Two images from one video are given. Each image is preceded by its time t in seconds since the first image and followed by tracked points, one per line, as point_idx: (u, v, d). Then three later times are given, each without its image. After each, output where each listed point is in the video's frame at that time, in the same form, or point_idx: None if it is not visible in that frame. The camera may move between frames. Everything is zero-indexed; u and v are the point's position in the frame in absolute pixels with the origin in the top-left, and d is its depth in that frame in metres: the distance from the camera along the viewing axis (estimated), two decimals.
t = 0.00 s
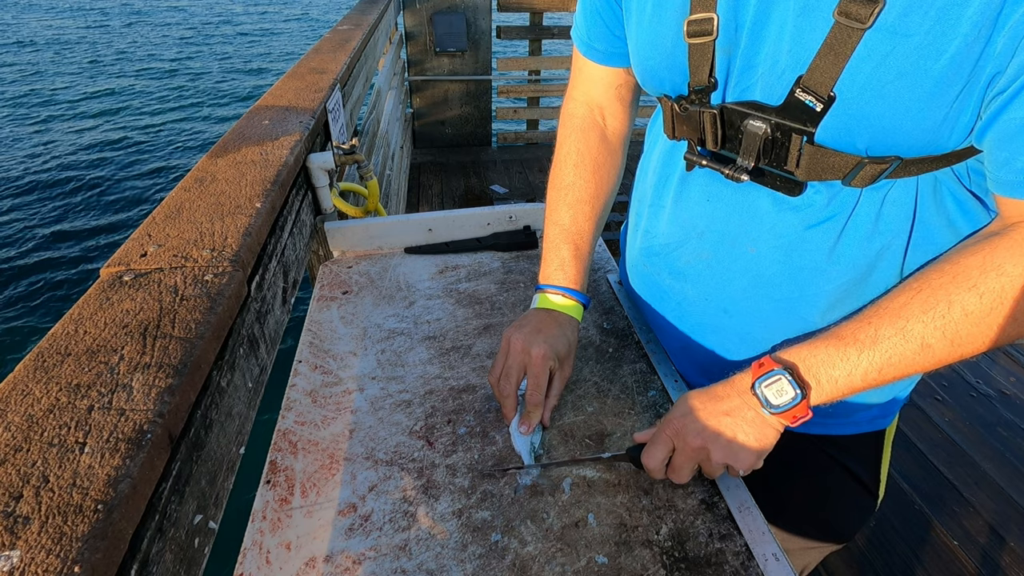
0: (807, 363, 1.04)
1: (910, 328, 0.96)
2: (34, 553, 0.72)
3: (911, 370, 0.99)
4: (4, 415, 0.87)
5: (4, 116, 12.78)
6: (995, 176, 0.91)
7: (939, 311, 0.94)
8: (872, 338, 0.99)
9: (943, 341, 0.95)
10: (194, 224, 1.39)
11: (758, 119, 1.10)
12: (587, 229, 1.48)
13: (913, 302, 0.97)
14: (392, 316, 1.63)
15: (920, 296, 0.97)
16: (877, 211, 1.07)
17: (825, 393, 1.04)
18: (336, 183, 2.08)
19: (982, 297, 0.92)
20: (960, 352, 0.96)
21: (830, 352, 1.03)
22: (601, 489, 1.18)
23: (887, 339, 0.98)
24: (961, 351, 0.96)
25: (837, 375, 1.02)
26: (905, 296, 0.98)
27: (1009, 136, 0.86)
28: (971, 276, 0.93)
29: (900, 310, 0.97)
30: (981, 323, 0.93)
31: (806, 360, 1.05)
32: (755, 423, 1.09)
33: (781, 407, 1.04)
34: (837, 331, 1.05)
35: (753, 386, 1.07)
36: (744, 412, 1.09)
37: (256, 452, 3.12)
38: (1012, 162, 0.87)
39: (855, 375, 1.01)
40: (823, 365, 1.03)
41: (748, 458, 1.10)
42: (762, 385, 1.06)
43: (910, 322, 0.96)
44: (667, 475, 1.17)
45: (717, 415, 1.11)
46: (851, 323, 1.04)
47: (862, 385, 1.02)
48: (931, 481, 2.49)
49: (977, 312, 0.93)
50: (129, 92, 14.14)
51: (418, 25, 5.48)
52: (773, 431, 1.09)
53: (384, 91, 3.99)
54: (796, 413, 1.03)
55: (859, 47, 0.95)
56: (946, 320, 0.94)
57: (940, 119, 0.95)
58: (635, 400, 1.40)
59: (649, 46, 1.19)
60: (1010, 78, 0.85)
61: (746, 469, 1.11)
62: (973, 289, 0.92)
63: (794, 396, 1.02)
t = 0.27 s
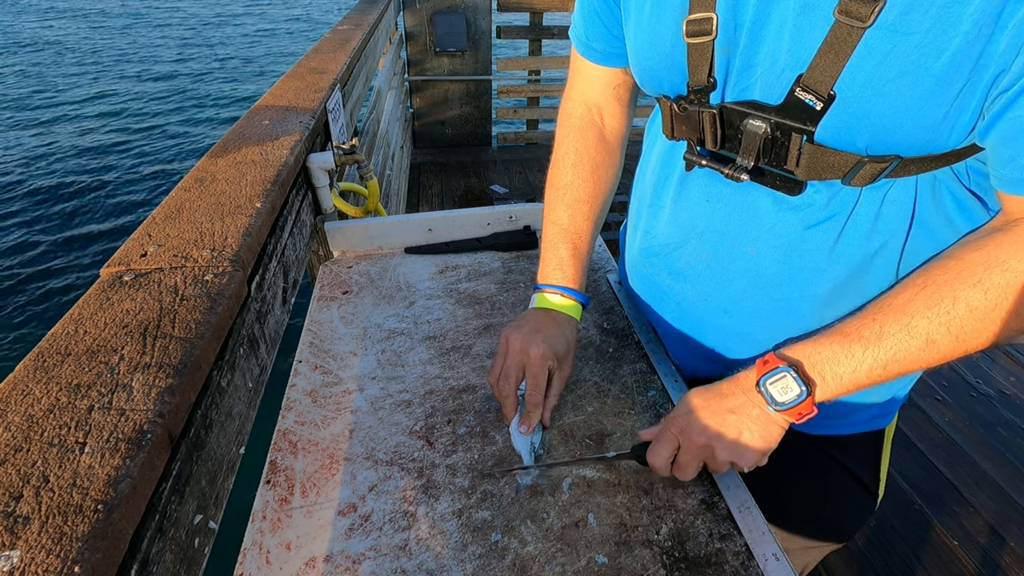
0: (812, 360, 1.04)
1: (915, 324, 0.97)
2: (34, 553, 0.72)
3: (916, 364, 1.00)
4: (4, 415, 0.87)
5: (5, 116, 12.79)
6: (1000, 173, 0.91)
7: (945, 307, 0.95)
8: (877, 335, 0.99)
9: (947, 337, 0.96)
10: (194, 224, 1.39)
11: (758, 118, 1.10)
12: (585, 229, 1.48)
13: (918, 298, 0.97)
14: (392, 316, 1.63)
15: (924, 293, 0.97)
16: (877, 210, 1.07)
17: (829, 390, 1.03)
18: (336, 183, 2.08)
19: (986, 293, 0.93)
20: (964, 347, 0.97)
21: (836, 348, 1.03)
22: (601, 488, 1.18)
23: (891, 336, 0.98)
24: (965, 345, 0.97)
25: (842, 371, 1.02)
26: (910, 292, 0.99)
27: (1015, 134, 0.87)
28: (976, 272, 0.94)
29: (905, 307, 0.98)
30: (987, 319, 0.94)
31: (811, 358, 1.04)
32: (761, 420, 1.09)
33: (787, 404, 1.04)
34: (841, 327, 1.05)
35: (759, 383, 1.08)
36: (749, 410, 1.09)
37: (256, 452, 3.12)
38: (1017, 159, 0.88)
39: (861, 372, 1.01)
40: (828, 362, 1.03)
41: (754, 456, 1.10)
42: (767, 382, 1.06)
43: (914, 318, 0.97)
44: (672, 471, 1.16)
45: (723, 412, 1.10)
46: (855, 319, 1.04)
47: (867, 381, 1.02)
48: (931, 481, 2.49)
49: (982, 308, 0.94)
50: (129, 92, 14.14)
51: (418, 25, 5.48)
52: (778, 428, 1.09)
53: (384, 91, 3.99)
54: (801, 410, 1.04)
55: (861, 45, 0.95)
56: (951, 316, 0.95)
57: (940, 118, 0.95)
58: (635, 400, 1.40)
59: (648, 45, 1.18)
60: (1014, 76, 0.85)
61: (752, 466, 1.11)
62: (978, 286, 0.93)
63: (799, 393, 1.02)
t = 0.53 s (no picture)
0: (811, 358, 1.05)
1: (913, 322, 0.97)
2: (34, 553, 0.72)
3: (915, 362, 1.00)
4: (4, 415, 0.87)
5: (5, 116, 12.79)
6: (997, 172, 0.92)
7: (943, 305, 0.95)
8: (875, 332, 1.00)
9: (946, 335, 0.97)
10: (194, 224, 1.39)
11: (758, 117, 1.10)
12: (584, 229, 1.48)
13: (916, 296, 0.97)
14: (393, 316, 1.63)
15: (922, 290, 0.97)
16: (876, 209, 1.08)
17: (829, 386, 1.05)
18: (336, 183, 2.08)
19: (984, 291, 0.93)
20: (963, 344, 0.98)
21: (834, 347, 1.03)
22: (601, 488, 1.18)
23: (890, 333, 0.99)
24: (963, 343, 0.97)
25: (841, 369, 1.03)
26: (908, 289, 0.99)
27: (1013, 133, 0.87)
28: (974, 270, 0.94)
29: (903, 304, 0.98)
30: (987, 316, 0.94)
31: (810, 355, 1.05)
32: (760, 417, 1.09)
33: (786, 402, 1.05)
34: (840, 325, 1.06)
35: (758, 381, 1.08)
36: (749, 407, 1.10)
37: (256, 452, 3.12)
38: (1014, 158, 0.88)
39: (861, 369, 1.02)
40: (826, 360, 1.04)
41: (753, 453, 1.11)
42: (766, 380, 1.06)
43: (912, 316, 0.97)
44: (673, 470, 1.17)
45: (722, 410, 1.11)
46: (854, 316, 1.04)
47: (868, 377, 1.03)
48: (931, 481, 2.49)
49: (980, 306, 0.94)
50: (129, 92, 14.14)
51: (418, 25, 5.48)
52: (776, 425, 1.10)
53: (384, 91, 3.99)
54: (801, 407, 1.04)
55: (860, 45, 0.95)
56: (948, 314, 0.95)
57: (940, 117, 0.95)
58: (635, 400, 1.40)
59: (647, 45, 1.18)
60: (1012, 75, 0.85)
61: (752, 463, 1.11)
62: (976, 284, 0.94)
63: (798, 390, 1.03)
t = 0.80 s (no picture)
0: (804, 356, 1.05)
1: (906, 321, 0.97)
2: (34, 553, 0.72)
3: (908, 362, 1.00)
4: (4, 415, 0.87)
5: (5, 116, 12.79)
6: (993, 171, 0.91)
7: (937, 305, 0.95)
8: (868, 331, 0.99)
9: (939, 334, 0.96)
10: (194, 225, 1.39)
11: (757, 115, 1.10)
12: (584, 229, 1.48)
13: (910, 295, 0.97)
14: (392, 316, 1.63)
15: (917, 289, 0.97)
16: (875, 207, 1.08)
17: (820, 385, 1.04)
18: (336, 183, 2.08)
19: (977, 290, 0.93)
20: (955, 345, 0.97)
21: (826, 345, 1.03)
22: (601, 488, 1.18)
23: (882, 332, 0.98)
24: (956, 344, 0.97)
25: (833, 367, 1.02)
26: (903, 288, 0.99)
27: (1010, 130, 0.87)
28: (968, 270, 0.93)
29: (897, 303, 0.98)
30: (980, 317, 0.94)
31: (803, 353, 1.05)
32: (750, 414, 1.10)
33: (777, 399, 1.05)
34: (834, 324, 1.05)
35: (749, 378, 1.08)
36: (740, 403, 1.10)
37: (256, 452, 3.12)
38: (1010, 155, 0.88)
39: (853, 369, 1.01)
40: (820, 358, 1.03)
41: (742, 449, 1.11)
42: (758, 377, 1.06)
43: (905, 315, 0.97)
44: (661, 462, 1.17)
45: (713, 406, 1.11)
46: (849, 315, 1.04)
47: (860, 378, 1.02)
48: (931, 481, 2.49)
49: (974, 306, 0.94)
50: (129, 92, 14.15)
51: (418, 25, 5.48)
52: (767, 422, 1.10)
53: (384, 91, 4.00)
54: (792, 405, 1.04)
55: (859, 42, 0.95)
56: (941, 313, 0.95)
57: (940, 114, 0.95)
58: (635, 400, 1.40)
59: (647, 44, 1.18)
60: (1010, 72, 0.85)
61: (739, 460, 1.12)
62: (969, 283, 0.93)
63: (791, 388, 1.03)
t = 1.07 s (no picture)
0: (788, 342, 1.07)
1: (888, 314, 0.98)
2: (35, 553, 0.72)
3: (890, 355, 1.01)
4: (4, 415, 0.87)
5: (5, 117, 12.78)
6: (985, 171, 0.91)
7: (919, 299, 0.96)
8: (851, 322, 1.01)
9: (920, 328, 0.97)
10: (194, 225, 1.39)
11: (753, 113, 1.10)
12: (584, 214, 1.52)
13: (893, 289, 0.99)
14: (392, 316, 1.63)
15: (901, 283, 0.98)
16: (871, 206, 1.08)
17: (801, 373, 1.06)
18: (336, 183, 2.08)
19: (960, 286, 0.93)
20: (935, 339, 0.98)
21: (813, 332, 1.05)
22: (601, 488, 1.18)
23: (864, 324, 1.00)
24: (936, 338, 0.97)
25: (816, 355, 1.04)
26: (890, 283, 0.99)
27: (1000, 130, 0.86)
28: (953, 266, 0.94)
29: (881, 296, 0.99)
30: (962, 313, 0.94)
31: (787, 340, 1.07)
32: (732, 396, 1.12)
33: (757, 382, 1.08)
34: (822, 314, 1.06)
35: (734, 361, 1.11)
36: (722, 385, 1.13)
37: (256, 453, 3.12)
38: (1001, 155, 0.87)
39: (834, 357, 1.03)
40: (803, 345, 1.05)
41: (721, 429, 1.14)
42: (741, 360, 1.09)
43: (888, 308, 0.98)
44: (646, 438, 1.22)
45: (696, 385, 1.14)
46: (835, 307, 1.05)
47: (839, 368, 1.04)
48: (931, 481, 2.49)
49: (955, 301, 0.94)
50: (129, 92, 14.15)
51: (418, 25, 5.49)
52: (746, 406, 1.13)
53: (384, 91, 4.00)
54: (772, 389, 1.08)
55: (852, 41, 0.96)
56: (923, 307, 0.96)
57: (933, 113, 0.95)
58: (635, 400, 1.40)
59: (644, 44, 1.19)
60: (1000, 71, 0.85)
61: (717, 438, 1.15)
62: (951, 278, 0.94)
63: (770, 372, 1.06)
